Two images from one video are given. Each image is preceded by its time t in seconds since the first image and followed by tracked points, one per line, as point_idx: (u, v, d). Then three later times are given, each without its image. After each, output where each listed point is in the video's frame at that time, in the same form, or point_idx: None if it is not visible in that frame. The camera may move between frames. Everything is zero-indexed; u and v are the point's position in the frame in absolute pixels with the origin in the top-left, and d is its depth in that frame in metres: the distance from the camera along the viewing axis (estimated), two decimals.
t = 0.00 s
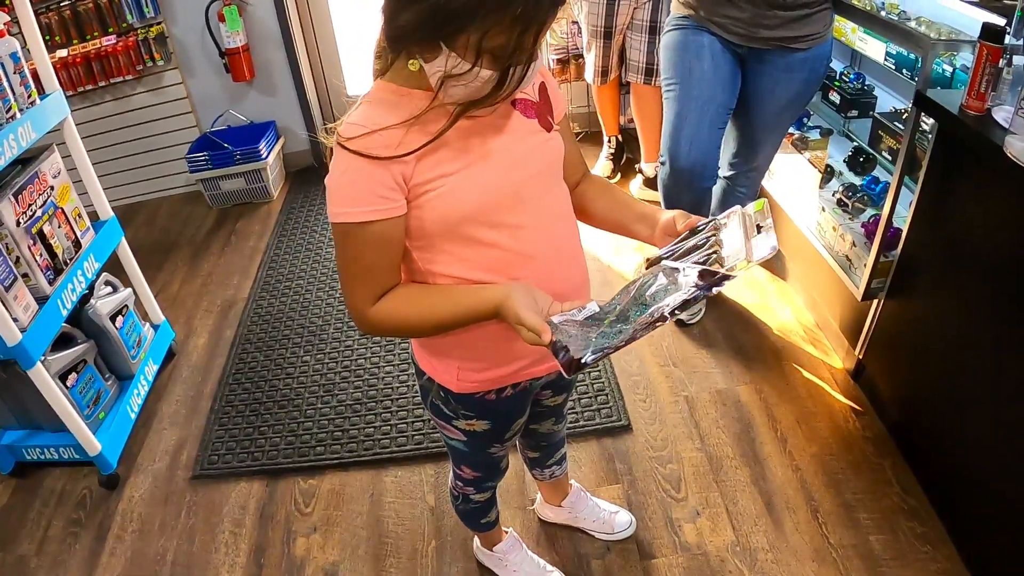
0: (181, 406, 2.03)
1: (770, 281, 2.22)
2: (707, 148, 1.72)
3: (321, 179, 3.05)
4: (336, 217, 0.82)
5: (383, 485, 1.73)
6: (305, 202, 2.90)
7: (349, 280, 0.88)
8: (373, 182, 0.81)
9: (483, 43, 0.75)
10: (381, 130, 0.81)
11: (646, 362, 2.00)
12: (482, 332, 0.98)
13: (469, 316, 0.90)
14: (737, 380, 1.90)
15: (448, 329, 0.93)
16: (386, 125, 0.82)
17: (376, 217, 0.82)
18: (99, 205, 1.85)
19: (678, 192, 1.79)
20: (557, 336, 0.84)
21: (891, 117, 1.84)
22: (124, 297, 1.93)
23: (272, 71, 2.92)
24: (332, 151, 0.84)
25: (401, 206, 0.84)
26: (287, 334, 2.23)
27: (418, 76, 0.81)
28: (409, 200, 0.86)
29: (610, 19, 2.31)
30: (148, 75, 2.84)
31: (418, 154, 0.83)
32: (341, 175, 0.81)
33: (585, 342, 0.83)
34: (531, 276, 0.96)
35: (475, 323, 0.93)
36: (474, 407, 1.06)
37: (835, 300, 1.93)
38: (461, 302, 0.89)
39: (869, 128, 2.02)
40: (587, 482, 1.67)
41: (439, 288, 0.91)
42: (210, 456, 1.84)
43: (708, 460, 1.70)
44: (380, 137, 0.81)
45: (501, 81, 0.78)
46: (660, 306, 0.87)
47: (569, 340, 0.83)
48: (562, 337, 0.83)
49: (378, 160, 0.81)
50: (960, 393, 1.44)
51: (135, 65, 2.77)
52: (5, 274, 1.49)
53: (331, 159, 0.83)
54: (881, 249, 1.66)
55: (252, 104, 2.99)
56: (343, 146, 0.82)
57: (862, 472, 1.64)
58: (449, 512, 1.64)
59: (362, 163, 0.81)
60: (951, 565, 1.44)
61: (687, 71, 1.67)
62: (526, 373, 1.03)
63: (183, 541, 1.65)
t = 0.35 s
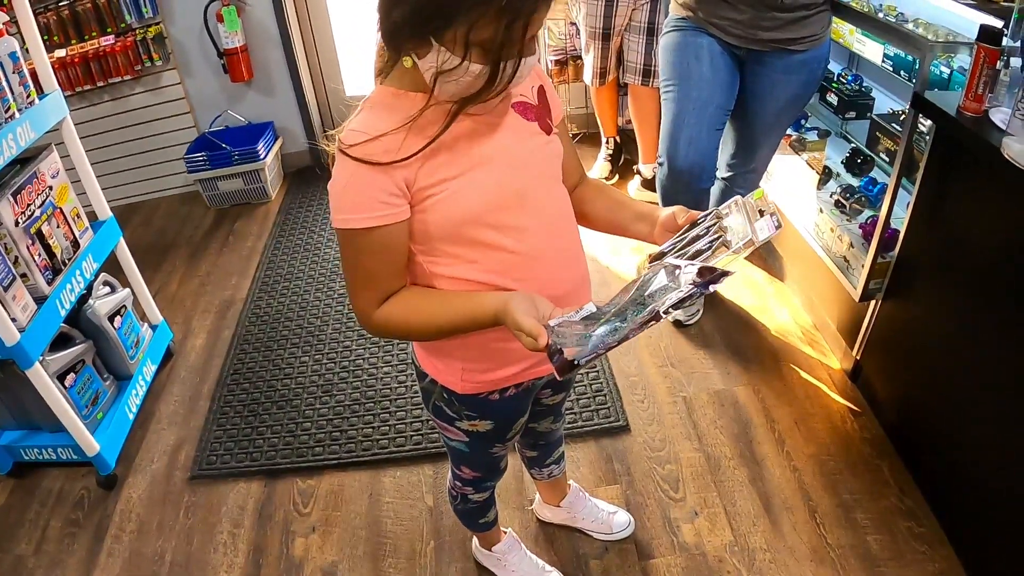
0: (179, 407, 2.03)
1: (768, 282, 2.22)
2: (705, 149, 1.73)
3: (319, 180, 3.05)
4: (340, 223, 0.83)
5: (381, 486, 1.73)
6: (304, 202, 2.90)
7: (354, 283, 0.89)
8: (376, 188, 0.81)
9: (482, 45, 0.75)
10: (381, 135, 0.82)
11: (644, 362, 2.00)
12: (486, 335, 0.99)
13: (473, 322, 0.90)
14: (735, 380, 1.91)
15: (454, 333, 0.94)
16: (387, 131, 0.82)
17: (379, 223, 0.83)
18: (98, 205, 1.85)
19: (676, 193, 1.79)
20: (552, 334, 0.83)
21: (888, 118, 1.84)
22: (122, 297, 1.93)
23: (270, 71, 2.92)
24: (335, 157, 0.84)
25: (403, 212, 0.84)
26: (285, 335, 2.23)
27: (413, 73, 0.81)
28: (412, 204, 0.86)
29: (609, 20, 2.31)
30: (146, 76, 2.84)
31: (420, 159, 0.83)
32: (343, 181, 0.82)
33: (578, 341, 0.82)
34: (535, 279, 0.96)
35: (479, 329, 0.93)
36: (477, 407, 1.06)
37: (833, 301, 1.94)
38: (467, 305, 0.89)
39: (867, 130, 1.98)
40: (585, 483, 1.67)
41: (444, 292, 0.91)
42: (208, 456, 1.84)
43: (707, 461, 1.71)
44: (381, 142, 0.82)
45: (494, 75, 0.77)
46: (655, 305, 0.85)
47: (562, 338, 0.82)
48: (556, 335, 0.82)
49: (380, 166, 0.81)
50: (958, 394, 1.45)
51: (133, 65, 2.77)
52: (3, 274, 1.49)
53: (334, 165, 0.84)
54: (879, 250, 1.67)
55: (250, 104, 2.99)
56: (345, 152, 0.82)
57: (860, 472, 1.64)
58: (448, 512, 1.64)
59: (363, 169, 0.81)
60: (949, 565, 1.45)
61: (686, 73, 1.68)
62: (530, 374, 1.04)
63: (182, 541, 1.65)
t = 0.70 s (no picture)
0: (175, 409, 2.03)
1: (761, 278, 2.23)
2: (698, 146, 1.73)
3: (313, 181, 3.04)
4: (336, 224, 0.83)
5: (377, 486, 1.73)
6: (298, 203, 2.90)
7: (347, 283, 0.88)
8: (374, 190, 0.81)
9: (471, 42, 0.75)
10: (380, 137, 0.82)
11: (639, 360, 2.00)
12: (478, 335, 0.99)
13: (467, 320, 0.90)
14: (730, 377, 1.91)
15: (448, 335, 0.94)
16: (384, 132, 0.82)
17: (376, 225, 0.83)
18: (91, 207, 1.85)
19: (669, 191, 1.79)
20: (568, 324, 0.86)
21: (880, 113, 1.86)
22: (116, 299, 1.92)
23: (263, 73, 2.92)
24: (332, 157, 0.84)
25: (400, 214, 0.84)
26: (280, 336, 2.22)
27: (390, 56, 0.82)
28: (410, 207, 0.86)
29: (601, 18, 2.32)
30: (139, 78, 2.83)
31: (419, 164, 0.83)
32: (342, 182, 0.82)
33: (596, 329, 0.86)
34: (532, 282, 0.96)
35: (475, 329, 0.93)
36: (465, 403, 1.06)
37: (827, 296, 1.94)
38: (462, 309, 0.89)
39: (858, 125, 2.03)
40: (581, 481, 1.68)
41: (438, 294, 0.91)
42: (204, 458, 1.83)
43: (703, 457, 1.71)
44: (379, 144, 0.81)
45: (439, 30, 0.75)
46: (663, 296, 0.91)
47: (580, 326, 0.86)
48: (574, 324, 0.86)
49: (379, 169, 0.81)
50: (952, 387, 1.45)
51: (126, 68, 2.76)
52: None
53: (331, 165, 0.84)
54: (872, 244, 1.67)
55: (243, 106, 2.99)
56: (344, 152, 0.82)
57: (855, 466, 1.65)
58: (444, 511, 1.65)
59: (362, 171, 0.81)
60: (944, 558, 1.46)
61: (678, 70, 1.68)
62: (520, 372, 1.04)
63: (179, 543, 1.64)
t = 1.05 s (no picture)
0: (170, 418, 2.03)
1: (752, 280, 2.25)
2: (688, 150, 1.73)
3: (307, 189, 3.05)
4: (320, 226, 0.85)
5: (373, 493, 1.73)
6: (291, 212, 2.91)
7: (331, 284, 0.89)
8: (354, 195, 0.83)
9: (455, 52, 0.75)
10: (361, 143, 0.83)
11: (632, 364, 2.01)
12: (465, 345, 1.00)
13: (449, 323, 0.91)
14: (723, 379, 1.92)
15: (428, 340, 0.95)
16: (365, 139, 0.83)
17: (356, 229, 0.84)
18: (84, 218, 1.85)
19: (659, 195, 1.80)
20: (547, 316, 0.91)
21: (868, 115, 1.88)
22: (110, 310, 1.92)
23: (255, 81, 2.92)
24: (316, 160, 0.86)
25: (381, 219, 0.85)
26: (274, 344, 2.23)
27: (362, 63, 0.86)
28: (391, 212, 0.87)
29: (590, 25, 2.33)
30: (130, 88, 2.84)
31: (400, 172, 0.84)
32: (324, 185, 0.83)
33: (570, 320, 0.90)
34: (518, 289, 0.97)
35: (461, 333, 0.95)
36: (448, 408, 1.07)
37: (818, 298, 1.95)
38: (444, 314, 0.91)
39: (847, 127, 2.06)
40: (576, 485, 1.68)
41: (421, 299, 0.92)
42: (200, 467, 1.84)
43: (696, 460, 1.72)
44: (359, 149, 0.83)
45: (369, 32, 0.78)
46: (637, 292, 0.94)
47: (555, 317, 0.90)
48: (551, 316, 0.90)
49: (358, 174, 0.82)
50: (943, 385, 1.47)
51: (117, 79, 2.77)
52: None
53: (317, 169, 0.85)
54: (862, 246, 1.69)
55: (235, 115, 2.99)
56: (327, 156, 0.84)
57: (848, 466, 1.66)
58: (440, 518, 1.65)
59: (342, 175, 0.82)
60: (938, 556, 1.47)
61: (666, 74, 1.70)
62: (503, 379, 1.05)
63: (176, 553, 1.65)
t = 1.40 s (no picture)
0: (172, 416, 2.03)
1: (754, 279, 2.25)
2: (690, 149, 1.73)
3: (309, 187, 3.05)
4: (317, 214, 0.86)
5: (374, 491, 1.73)
6: (292, 210, 2.90)
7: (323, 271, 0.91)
8: (346, 186, 0.84)
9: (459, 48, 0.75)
10: (356, 135, 0.84)
11: (634, 362, 2.01)
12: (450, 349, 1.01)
13: (433, 322, 0.91)
14: (724, 378, 1.92)
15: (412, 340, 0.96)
16: (363, 133, 0.84)
17: (346, 219, 0.85)
18: (87, 215, 1.85)
19: (662, 194, 1.80)
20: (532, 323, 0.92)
21: (871, 114, 1.87)
22: (112, 308, 1.92)
23: (257, 79, 2.92)
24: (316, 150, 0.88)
25: (372, 212, 0.86)
26: (276, 342, 2.23)
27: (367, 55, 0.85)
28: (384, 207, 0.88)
29: (592, 24, 2.33)
30: (132, 87, 2.84)
31: (393, 168, 0.84)
32: (320, 175, 0.85)
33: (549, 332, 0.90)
34: (511, 289, 0.97)
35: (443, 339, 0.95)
36: (438, 403, 1.07)
37: (820, 298, 1.95)
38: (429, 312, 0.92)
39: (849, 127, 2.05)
40: (578, 484, 1.68)
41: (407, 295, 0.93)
42: (202, 465, 1.84)
43: (698, 459, 1.72)
44: (354, 142, 0.84)
45: (373, 24, 0.77)
46: (613, 314, 0.92)
47: (537, 327, 0.91)
48: (532, 326, 0.91)
49: (350, 166, 0.83)
50: (944, 385, 1.47)
51: (119, 76, 2.77)
52: None
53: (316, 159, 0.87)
54: (864, 246, 1.70)
55: (237, 113, 2.99)
56: (324, 146, 0.85)
57: (849, 465, 1.66)
58: (441, 516, 1.65)
59: (336, 166, 0.83)
60: (940, 556, 1.47)
61: (668, 73, 1.70)
62: (492, 382, 1.04)
63: (177, 550, 1.65)
